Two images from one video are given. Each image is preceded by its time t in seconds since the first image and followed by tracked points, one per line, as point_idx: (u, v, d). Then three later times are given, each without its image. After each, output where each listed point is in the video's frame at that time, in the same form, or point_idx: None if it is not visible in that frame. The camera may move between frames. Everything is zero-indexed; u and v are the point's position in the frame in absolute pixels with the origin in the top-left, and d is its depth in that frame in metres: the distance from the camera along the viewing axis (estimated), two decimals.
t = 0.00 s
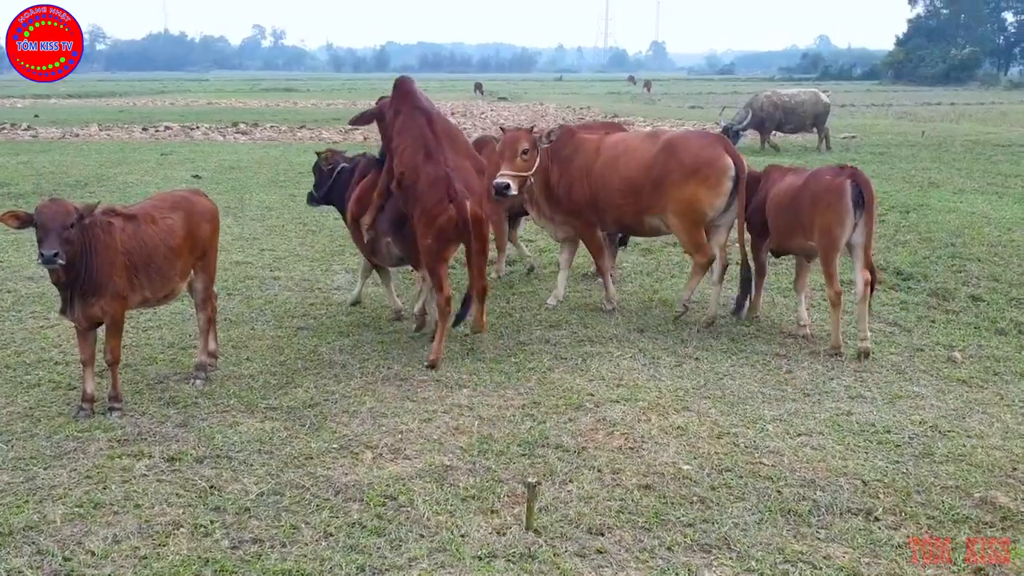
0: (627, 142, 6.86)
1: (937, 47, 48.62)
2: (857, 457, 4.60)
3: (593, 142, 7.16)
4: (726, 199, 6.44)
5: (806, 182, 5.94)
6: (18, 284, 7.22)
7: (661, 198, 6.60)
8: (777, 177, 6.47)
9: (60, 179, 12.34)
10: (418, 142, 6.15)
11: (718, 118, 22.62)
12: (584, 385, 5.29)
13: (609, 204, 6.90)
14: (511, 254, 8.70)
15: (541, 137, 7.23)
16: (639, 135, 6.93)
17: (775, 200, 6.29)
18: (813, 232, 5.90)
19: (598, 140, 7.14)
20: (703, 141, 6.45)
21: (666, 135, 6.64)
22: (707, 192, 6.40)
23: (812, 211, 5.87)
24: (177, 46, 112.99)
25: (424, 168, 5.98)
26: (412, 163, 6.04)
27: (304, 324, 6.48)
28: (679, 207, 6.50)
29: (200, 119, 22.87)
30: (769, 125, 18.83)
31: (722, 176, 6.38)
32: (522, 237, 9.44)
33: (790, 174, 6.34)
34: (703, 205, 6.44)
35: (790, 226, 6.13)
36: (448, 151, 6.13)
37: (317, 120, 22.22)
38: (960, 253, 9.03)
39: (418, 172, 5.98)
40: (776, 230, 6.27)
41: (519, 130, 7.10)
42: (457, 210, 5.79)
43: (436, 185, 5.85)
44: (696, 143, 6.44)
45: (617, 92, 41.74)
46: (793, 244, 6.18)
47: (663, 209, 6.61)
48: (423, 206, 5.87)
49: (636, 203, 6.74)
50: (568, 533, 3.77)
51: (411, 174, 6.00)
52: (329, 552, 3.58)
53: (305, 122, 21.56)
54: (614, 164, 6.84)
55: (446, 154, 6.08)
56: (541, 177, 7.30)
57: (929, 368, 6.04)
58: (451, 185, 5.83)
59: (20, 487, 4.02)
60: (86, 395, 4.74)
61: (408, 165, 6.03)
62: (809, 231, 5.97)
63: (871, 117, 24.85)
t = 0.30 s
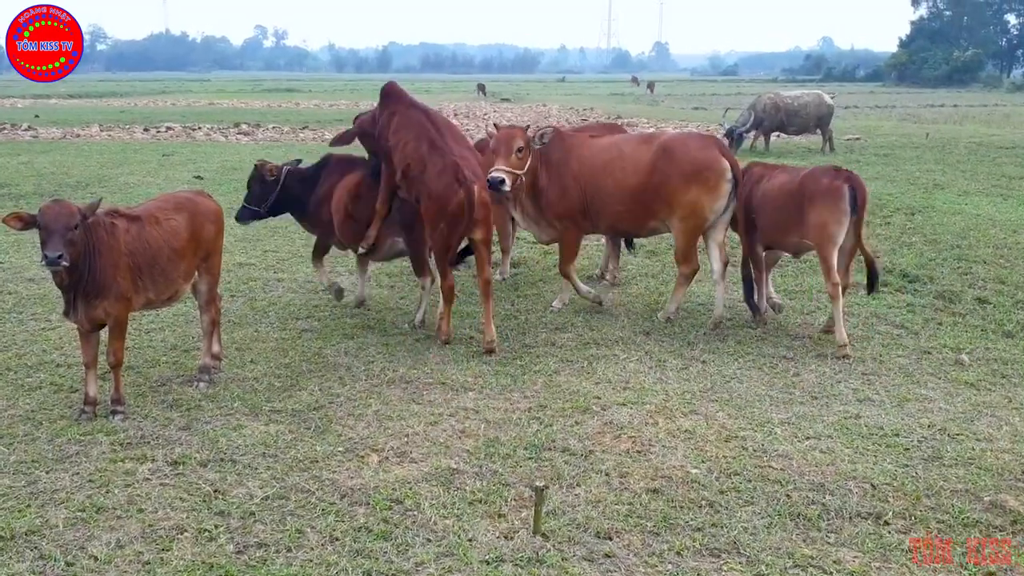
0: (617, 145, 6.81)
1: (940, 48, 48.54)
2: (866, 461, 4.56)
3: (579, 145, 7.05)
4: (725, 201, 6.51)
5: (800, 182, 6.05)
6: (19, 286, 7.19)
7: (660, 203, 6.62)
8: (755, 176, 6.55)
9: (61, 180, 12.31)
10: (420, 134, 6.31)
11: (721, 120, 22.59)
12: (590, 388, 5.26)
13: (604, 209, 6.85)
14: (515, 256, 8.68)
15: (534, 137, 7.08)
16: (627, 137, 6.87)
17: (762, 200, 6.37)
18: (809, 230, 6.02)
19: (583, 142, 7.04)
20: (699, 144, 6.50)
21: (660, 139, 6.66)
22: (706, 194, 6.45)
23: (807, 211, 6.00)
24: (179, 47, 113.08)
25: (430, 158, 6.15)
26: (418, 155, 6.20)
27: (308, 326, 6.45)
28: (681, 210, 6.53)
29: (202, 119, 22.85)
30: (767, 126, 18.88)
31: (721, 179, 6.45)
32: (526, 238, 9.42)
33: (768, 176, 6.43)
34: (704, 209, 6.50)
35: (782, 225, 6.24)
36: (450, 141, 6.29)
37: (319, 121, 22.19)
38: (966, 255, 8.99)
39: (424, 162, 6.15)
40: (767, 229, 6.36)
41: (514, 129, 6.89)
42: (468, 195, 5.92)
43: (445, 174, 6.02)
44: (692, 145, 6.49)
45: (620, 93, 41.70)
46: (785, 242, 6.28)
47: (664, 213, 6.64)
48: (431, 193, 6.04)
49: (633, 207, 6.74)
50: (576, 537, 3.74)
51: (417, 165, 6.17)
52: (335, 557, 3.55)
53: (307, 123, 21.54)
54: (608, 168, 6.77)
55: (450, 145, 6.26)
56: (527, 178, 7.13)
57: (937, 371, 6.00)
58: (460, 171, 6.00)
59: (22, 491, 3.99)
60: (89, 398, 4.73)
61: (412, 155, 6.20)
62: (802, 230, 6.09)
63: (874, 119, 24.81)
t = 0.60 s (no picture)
0: (607, 142, 6.81)
1: (947, 50, 48.37)
2: (878, 465, 4.51)
3: (567, 142, 7.00)
4: (721, 198, 6.53)
5: (793, 177, 6.32)
6: (22, 287, 7.18)
7: (654, 200, 6.63)
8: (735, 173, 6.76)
9: (65, 181, 12.29)
10: (426, 142, 6.46)
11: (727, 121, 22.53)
12: (600, 391, 5.22)
13: (595, 207, 6.80)
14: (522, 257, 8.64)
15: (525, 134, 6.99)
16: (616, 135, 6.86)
17: (752, 196, 6.57)
18: (809, 222, 6.29)
19: (570, 139, 7.00)
20: (692, 142, 6.55)
21: (651, 137, 6.68)
22: (701, 192, 6.47)
23: (806, 203, 6.27)
24: (184, 48, 113.25)
25: (437, 165, 6.31)
26: (424, 162, 6.35)
27: (315, 328, 6.42)
28: (678, 208, 6.54)
29: (206, 120, 22.85)
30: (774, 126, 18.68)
31: (716, 176, 6.48)
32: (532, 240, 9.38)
33: (751, 173, 6.68)
34: (701, 206, 6.50)
35: (779, 218, 6.47)
36: (456, 149, 6.45)
37: (322, 121, 22.15)
38: (975, 257, 8.93)
39: (431, 169, 6.31)
40: (762, 224, 6.58)
41: (513, 121, 6.73)
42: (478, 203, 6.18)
43: (454, 181, 6.22)
44: (684, 143, 6.53)
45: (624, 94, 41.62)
46: (781, 235, 6.53)
47: (660, 211, 6.65)
48: (440, 199, 6.22)
49: (626, 205, 6.73)
50: (587, 542, 3.71)
51: (424, 172, 6.32)
52: (344, 561, 3.53)
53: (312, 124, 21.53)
54: (598, 166, 6.75)
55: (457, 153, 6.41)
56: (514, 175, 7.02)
57: (947, 373, 5.94)
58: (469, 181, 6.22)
59: (25, 495, 3.97)
60: (94, 401, 4.71)
61: (420, 163, 6.35)
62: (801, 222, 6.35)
63: (881, 121, 24.71)
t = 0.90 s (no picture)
0: (598, 143, 6.63)
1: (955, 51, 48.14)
2: (893, 469, 4.44)
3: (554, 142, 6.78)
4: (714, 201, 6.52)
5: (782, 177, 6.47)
6: (28, 289, 7.16)
7: (650, 203, 6.52)
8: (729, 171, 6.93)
9: (70, 181, 12.29)
10: (428, 151, 6.78)
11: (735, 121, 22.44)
12: (611, 395, 5.17)
13: (589, 210, 6.58)
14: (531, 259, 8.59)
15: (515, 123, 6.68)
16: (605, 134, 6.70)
17: (741, 193, 6.75)
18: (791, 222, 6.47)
19: (557, 138, 6.77)
20: (686, 145, 6.50)
21: (645, 139, 6.56)
22: (697, 196, 6.43)
23: (792, 204, 6.42)
24: (190, 49, 113.51)
25: (436, 176, 6.64)
26: (426, 172, 6.69)
27: (323, 330, 6.38)
28: (676, 211, 6.47)
29: (211, 120, 22.84)
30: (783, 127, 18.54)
31: (711, 180, 6.45)
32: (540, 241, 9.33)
33: (742, 172, 6.84)
34: (698, 208, 6.47)
35: (763, 217, 6.64)
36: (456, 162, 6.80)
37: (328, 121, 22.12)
38: (987, 259, 8.84)
39: (431, 179, 6.65)
40: (749, 221, 6.76)
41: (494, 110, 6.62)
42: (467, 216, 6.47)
43: (449, 193, 6.55)
44: (679, 146, 6.47)
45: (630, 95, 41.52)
46: (766, 232, 6.72)
47: (656, 213, 6.55)
48: (434, 208, 6.56)
49: (622, 207, 6.56)
50: (600, 548, 3.66)
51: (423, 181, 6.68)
52: (354, 567, 3.48)
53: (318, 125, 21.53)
54: (592, 168, 6.54)
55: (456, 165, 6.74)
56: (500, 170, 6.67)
57: (962, 376, 5.86)
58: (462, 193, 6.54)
59: (31, 500, 3.94)
60: (99, 404, 4.67)
61: (421, 173, 6.70)
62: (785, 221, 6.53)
63: (889, 122, 24.57)
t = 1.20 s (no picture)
0: (580, 151, 6.53)
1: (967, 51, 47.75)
2: (915, 475, 4.31)
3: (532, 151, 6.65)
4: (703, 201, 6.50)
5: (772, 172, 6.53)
6: (37, 290, 7.13)
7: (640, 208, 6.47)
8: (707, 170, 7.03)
9: (80, 181, 12.28)
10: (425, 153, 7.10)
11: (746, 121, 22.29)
12: (625, 399, 5.08)
13: (581, 218, 6.48)
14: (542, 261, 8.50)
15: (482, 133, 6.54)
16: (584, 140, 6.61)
17: (725, 191, 6.87)
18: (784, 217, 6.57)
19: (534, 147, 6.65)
20: (669, 146, 6.46)
21: (627, 143, 6.50)
22: (688, 197, 6.38)
23: (782, 199, 6.53)
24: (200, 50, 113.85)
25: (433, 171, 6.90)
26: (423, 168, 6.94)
27: (334, 332, 6.32)
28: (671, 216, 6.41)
29: (221, 120, 22.85)
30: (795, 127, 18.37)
31: (699, 179, 6.41)
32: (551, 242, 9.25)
33: (723, 171, 6.94)
34: (691, 210, 6.41)
35: (750, 213, 6.78)
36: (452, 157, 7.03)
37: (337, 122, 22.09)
38: (1005, 261, 8.70)
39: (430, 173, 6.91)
40: (734, 217, 6.87)
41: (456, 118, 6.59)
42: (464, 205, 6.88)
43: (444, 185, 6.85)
44: (663, 149, 6.42)
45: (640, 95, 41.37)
46: (750, 228, 6.86)
47: (646, 218, 6.50)
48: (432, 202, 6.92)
49: (612, 214, 6.49)
50: (617, 558, 3.57)
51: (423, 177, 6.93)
52: None
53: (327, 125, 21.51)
54: (580, 175, 6.43)
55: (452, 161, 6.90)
56: (481, 178, 6.50)
57: (983, 379, 5.72)
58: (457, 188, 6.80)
59: (38, 506, 3.88)
60: (108, 408, 4.62)
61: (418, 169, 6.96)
62: (774, 216, 6.65)
63: (902, 122, 24.35)
